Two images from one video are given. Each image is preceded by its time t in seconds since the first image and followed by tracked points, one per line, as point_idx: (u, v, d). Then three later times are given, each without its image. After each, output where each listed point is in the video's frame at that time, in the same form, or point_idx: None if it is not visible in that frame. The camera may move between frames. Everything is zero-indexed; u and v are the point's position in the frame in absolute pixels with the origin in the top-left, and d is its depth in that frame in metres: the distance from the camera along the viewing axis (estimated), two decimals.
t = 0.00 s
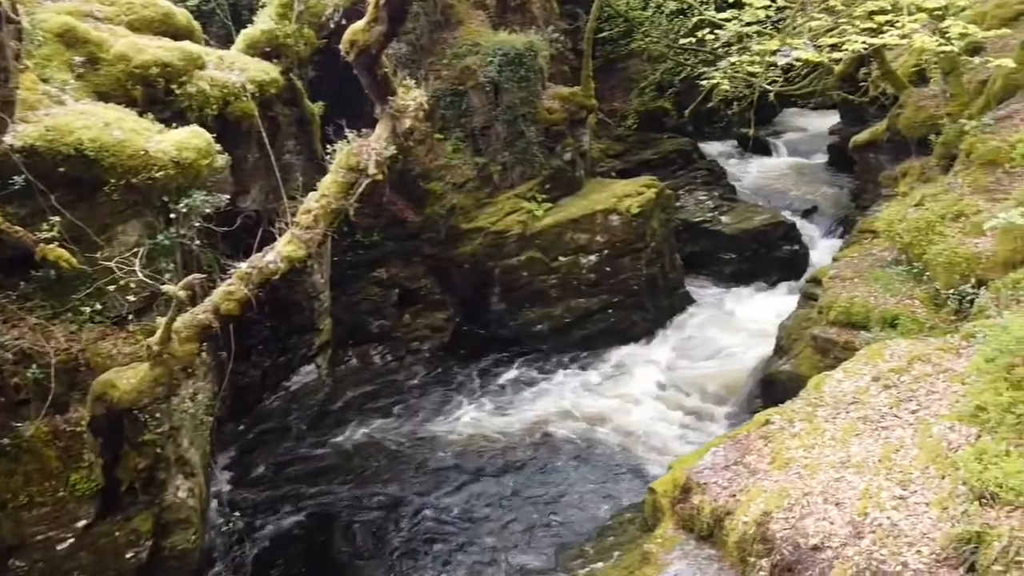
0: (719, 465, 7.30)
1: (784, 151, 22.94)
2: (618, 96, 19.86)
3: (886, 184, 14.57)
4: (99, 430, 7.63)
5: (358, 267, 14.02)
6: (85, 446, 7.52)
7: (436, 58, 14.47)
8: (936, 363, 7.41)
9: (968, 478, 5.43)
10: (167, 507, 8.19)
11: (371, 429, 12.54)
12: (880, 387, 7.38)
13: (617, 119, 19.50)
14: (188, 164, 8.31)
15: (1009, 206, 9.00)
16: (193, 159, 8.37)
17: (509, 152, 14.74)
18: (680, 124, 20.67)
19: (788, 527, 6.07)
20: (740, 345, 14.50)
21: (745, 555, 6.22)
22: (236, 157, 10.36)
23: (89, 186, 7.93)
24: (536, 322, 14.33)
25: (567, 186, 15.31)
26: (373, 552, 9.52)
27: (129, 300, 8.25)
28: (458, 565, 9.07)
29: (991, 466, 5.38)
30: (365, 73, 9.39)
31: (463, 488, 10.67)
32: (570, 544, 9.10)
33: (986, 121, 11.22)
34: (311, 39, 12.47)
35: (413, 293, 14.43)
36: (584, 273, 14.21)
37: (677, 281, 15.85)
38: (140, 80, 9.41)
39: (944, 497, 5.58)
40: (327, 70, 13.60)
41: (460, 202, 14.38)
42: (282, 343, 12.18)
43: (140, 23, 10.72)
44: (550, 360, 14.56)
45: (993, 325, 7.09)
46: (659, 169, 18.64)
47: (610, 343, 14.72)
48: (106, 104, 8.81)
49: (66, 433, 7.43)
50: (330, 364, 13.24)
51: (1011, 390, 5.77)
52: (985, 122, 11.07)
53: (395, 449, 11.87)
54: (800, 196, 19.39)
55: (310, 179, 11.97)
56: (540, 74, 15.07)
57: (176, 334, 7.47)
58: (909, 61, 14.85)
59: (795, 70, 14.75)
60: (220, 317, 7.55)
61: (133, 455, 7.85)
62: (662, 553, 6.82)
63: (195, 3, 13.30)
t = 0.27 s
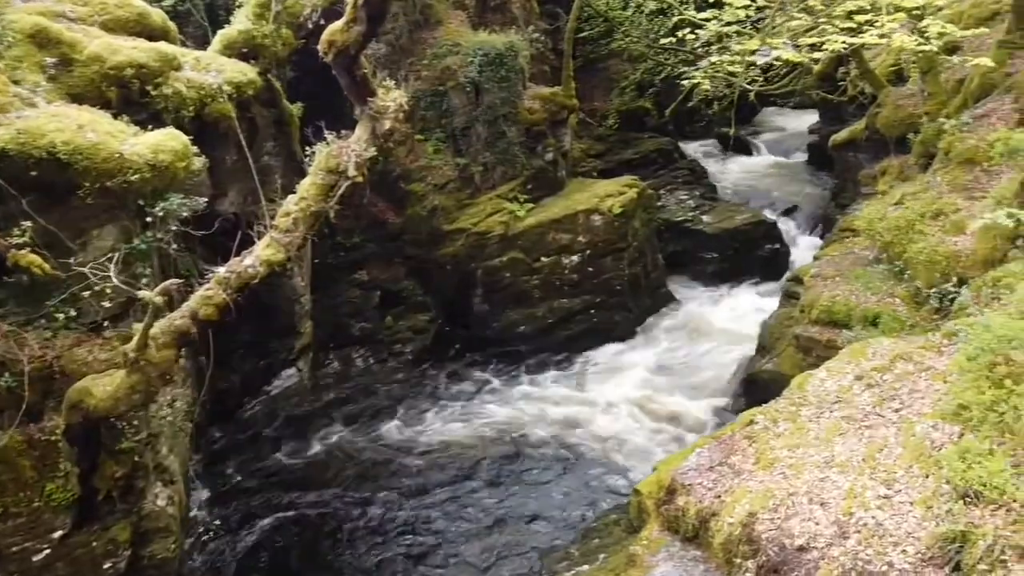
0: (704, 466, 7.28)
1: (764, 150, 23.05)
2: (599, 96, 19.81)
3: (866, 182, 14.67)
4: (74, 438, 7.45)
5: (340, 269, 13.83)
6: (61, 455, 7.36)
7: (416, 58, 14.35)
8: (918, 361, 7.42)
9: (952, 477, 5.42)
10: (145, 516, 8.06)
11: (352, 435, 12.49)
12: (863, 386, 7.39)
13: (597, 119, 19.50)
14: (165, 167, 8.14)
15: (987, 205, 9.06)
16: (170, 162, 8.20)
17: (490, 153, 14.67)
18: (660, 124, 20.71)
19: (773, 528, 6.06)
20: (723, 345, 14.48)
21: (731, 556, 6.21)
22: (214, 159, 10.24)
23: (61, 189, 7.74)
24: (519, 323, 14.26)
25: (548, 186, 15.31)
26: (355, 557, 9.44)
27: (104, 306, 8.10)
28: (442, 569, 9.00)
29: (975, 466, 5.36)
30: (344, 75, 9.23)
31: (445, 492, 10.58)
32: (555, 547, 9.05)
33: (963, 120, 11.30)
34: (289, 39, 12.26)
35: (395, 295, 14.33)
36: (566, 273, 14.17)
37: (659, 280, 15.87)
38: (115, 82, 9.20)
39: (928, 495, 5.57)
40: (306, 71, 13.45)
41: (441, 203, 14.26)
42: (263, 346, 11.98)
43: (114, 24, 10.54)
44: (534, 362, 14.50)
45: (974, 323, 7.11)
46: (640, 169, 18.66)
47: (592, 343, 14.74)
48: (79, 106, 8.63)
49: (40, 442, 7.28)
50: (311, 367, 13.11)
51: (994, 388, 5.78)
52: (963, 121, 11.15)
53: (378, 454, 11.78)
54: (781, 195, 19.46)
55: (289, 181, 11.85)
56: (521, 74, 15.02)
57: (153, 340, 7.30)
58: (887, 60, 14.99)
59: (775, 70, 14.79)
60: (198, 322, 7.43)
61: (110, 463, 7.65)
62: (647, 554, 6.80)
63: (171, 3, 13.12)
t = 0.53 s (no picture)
0: (688, 468, 7.26)
1: (744, 149, 23.15)
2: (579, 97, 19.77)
3: (845, 182, 14.77)
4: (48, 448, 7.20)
5: (321, 272, 13.69)
6: (35, 466, 7.12)
7: (395, 59, 14.16)
8: (901, 360, 7.43)
9: (936, 477, 5.40)
10: (123, 525, 7.94)
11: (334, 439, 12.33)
12: (846, 386, 7.40)
13: (578, 119, 19.48)
14: (140, 171, 7.98)
15: (966, 204, 9.11)
16: (145, 166, 8.02)
17: (471, 154, 14.60)
18: (641, 124, 20.72)
19: (759, 530, 6.04)
20: (706, 346, 14.45)
21: (717, 559, 6.18)
22: (191, 163, 10.11)
23: (32, 194, 7.60)
24: (501, 325, 14.21)
25: (530, 187, 15.26)
26: (339, 564, 9.33)
27: (78, 314, 7.95)
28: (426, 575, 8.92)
29: (958, 466, 5.36)
30: (323, 76, 9.15)
31: (426, 498, 10.46)
32: (541, 550, 8.99)
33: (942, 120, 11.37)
34: (267, 41, 12.07)
35: (376, 297, 14.23)
36: (549, 274, 14.13)
37: (641, 281, 15.87)
38: (88, 83, 9.01)
39: (913, 496, 5.56)
40: (285, 73, 13.33)
41: (423, 205, 14.14)
42: (243, 351, 11.86)
43: (88, 25, 10.38)
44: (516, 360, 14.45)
45: (955, 323, 7.13)
46: (622, 169, 18.68)
47: (576, 344, 14.68)
48: (51, 109, 8.41)
49: (13, 454, 7.00)
50: (292, 372, 12.96)
51: (976, 388, 5.79)
52: (942, 121, 11.21)
53: (360, 458, 11.67)
54: (761, 194, 19.54)
55: (268, 184, 11.71)
56: (501, 75, 14.98)
57: (129, 347, 7.16)
58: (866, 59, 15.11)
59: (755, 70, 14.82)
60: (176, 329, 7.28)
61: (86, 474, 7.49)
62: (633, 558, 6.75)
63: (146, 4, 12.93)
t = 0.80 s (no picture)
0: (673, 471, 7.23)
1: (725, 148, 23.23)
2: (560, 97, 19.71)
3: (826, 181, 14.83)
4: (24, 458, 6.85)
5: (302, 275, 13.55)
6: (9, 477, 6.76)
7: (375, 60, 14.04)
8: (884, 360, 7.42)
9: (921, 478, 5.38)
10: (100, 537, 7.78)
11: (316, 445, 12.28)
12: (830, 387, 7.39)
13: (560, 120, 19.42)
14: (115, 176, 7.76)
15: (947, 203, 9.15)
16: (119, 170, 7.81)
17: (452, 155, 14.50)
18: (622, 124, 20.72)
19: (745, 533, 6.01)
20: (687, 349, 14.36)
21: (703, 562, 6.12)
22: (167, 166, 9.96)
23: (4, 201, 7.32)
24: (483, 327, 14.16)
25: (511, 188, 15.19)
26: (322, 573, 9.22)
27: (51, 322, 7.79)
28: None
29: (944, 467, 5.35)
30: (301, 78, 8.98)
31: (403, 506, 10.34)
32: (527, 554, 8.94)
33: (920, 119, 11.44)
34: (245, 42, 11.87)
35: (358, 300, 14.13)
36: (531, 276, 14.05)
37: (624, 281, 15.86)
38: (61, 86, 8.78)
39: (898, 497, 5.54)
40: (262, 75, 13.20)
41: (404, 207, 14.08)
42: (222, 356, 11.69)
43: (60, 26, 10.19)
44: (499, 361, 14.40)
45: (938, 322, 7.14)
46: (603, 169, 18.65)
47: (559, 347, 14.59)
48: (22, 113, 8.13)
49: None
50: (273, 377, 12.80)
51: (959, 388, 5.78)
52: (921, 120, 11.27)
53: (344, 465, 11.57)
54: (742, 194, 19.58)
55: (246, 187, 11.54)
56: (482, 76, 14.89)
57: (103, 355, 7.10)
58: (845, 59, 15.18)
59: (735, 70, 14.84)
60: (151, 336, 7.23)
61: (62, 485, 7.31)
62: (619, 562, 6.69)
63: (119, 5, 12.71)
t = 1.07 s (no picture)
0: (658, 474, 7.18)
1: (705, 148, 23.30)
2: (540, 97, 19.66)
3: (806, 181, 14.89)
4: None
5: (282, 279, 13.27)
6: None
7: (354, 61, 13.89)
8: (867, 360, 7.41)
9: (907, 480, 5.36)
10: (76, 548, 7.60)
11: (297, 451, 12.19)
12: (814, 387, 7.37)
13: (541, 120, 19.37)
14: (87, 180, 7.61)
15: (927, 202, 9.18)
16: (92, 174, 7.65)
17: (433, 156, 14.39)
18: (602, 125, 20.71)
19: (732, 537, 5.97)
20: (669, 352, 14.28)
21: (689, 566, 6.08)
22: (142, 169, 9.75)
23: None
24: (466, 329, 14.08)
25: (493, 189, 15.12)
26: None
27: (21, 332, 7.59)
28: None
29: (929, 468, 5.31)
30: (279, 81, 8.79)
31: (382, 514, 10.20)
32: (511, 560, 8.86)
33: (900, 118, 11.51)
34: (221, 43, 11.68)
35: (339, 304, 13.92)
36: (514, 277, 13.99)
37: (607, 282, 15.84)
38: (32, 88, 8.56)
39: (884, 499, 5.52)
40: (239, 76, 13.04)
41: (385, 209, 13.96)
42: (201, 362, 11.47)
43: (31, 27, 9.97)
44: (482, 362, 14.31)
45: (921, 321, 7.15)
46: (585, 170, 18.62)
47: (543, 348, 14.58)
48: None
49: None
50: (253, 381, 12.64)
51: (944, 389, 5.77)
52: (900, 120, 11.32)
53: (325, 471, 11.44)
54: (724, 193, 19.64)
55: (224, 191, 11.37)
56: (462, 76, 14.81)
57: (77, 365, 6.94)
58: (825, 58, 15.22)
59: (716, 70, 14.85)
60: (126, 345, 7.09)
61: (37, 497, 7.10)
62: (604, 566, 6.62)
63: (93, 5, 12.50)
